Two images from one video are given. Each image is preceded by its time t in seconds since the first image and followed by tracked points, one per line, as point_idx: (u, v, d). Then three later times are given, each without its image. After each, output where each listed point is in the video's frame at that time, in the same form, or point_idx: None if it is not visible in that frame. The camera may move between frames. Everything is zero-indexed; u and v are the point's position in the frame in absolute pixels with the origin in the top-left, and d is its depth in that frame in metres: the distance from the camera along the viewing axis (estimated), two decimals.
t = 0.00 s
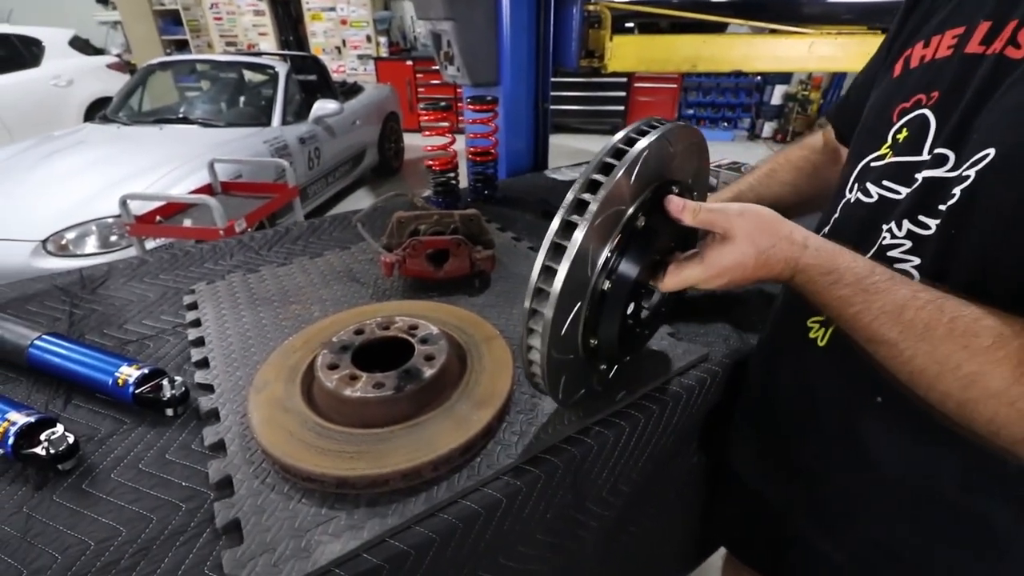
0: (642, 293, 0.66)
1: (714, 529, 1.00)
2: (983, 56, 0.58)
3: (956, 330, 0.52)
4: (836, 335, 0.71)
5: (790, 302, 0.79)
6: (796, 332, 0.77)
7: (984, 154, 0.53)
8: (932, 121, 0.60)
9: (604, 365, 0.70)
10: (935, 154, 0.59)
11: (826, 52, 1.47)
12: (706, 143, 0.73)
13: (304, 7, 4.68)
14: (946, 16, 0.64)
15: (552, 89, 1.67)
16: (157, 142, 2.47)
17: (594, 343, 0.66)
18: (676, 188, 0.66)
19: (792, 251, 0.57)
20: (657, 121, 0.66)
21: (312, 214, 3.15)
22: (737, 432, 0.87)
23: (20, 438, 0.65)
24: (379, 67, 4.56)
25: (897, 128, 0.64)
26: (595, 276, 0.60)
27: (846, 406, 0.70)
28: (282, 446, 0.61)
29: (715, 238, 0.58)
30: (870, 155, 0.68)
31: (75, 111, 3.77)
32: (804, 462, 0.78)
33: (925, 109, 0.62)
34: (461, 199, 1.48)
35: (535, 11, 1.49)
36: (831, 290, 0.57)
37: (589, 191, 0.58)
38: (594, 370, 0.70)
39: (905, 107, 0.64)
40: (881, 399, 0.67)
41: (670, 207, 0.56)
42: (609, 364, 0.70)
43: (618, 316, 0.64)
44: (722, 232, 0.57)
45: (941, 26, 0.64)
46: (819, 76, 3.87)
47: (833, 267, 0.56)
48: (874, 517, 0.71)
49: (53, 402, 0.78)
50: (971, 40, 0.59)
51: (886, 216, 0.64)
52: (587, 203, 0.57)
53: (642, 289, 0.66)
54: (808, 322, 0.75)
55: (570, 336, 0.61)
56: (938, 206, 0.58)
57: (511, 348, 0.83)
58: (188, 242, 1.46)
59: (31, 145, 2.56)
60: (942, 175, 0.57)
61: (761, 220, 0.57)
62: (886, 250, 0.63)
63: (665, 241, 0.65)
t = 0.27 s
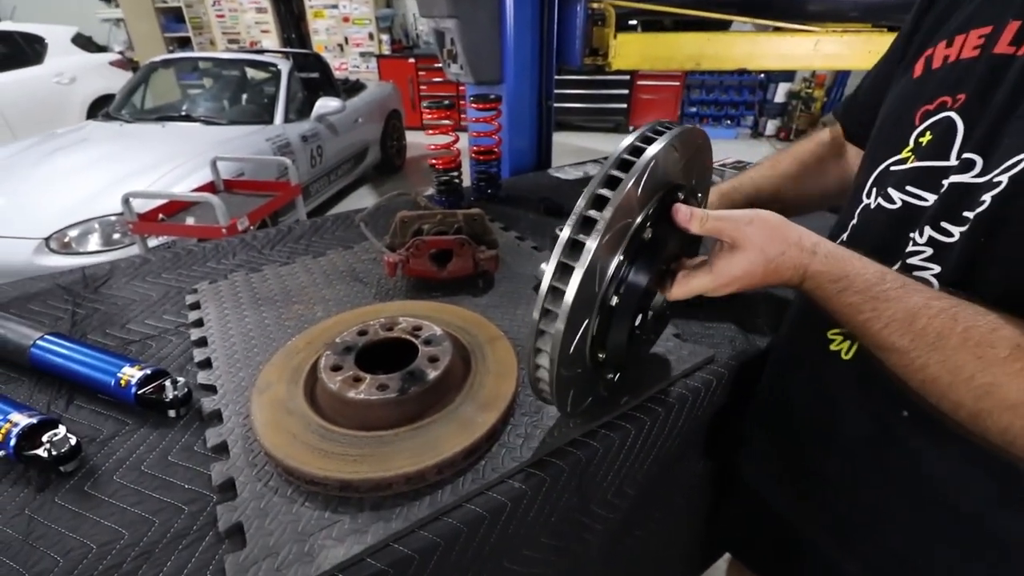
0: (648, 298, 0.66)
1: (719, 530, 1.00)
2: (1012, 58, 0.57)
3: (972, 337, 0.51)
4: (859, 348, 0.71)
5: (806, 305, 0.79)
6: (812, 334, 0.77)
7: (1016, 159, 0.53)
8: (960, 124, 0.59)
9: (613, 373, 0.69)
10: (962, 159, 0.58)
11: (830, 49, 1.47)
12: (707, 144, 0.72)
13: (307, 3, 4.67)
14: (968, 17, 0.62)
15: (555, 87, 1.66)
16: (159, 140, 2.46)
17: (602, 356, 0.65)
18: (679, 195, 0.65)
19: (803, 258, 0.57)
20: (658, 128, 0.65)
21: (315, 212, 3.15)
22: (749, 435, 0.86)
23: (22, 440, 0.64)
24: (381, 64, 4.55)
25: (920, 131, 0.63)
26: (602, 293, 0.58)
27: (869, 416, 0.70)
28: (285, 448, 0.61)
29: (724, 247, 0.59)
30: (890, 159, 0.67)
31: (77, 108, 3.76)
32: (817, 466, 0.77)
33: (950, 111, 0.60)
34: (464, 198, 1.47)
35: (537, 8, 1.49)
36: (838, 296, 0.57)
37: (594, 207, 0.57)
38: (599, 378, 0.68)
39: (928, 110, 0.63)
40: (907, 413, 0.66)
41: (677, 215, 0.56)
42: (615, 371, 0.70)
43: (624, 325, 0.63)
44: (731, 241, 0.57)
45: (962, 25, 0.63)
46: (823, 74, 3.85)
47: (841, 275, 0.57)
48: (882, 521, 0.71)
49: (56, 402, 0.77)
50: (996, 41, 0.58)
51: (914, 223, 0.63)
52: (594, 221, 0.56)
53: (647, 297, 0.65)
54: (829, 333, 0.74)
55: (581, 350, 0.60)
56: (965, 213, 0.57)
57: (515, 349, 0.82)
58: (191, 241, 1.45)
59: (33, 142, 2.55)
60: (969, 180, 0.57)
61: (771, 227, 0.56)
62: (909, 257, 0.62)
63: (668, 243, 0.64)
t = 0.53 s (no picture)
0: (653, 302, 0.65)
1: (725, 531, 0.99)
2: None
3: (969, 339, 0.50)
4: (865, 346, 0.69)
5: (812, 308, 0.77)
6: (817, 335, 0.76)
7: None
8: (983, 120, 0.58)
9: (619, 377, 0.69)
10: (982, 157, 0.56)
11: (836, 46, 1.46)
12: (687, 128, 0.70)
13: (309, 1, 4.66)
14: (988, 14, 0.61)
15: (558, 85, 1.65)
16: (162, 138, 2.46)
17: (613, 365, 0.64)
18: (675, 190, 0.64)
19: (801, 255, 0.56)
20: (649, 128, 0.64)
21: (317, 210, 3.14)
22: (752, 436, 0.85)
23: (22, 440, 0.64)
24: (383, 62, 4.55)
25: (940, 126, 0.62)
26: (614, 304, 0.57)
27: (872, 419, 0.68)
28: (287, 450, 0.60)
29: (722, 246, 0.57)
30: (909, 153, 0.66)
31: (80, 105, 3.76)
32: (822, 469, 0.76)
33: (974, 107, 0.59)
34: (467, 196, 1.46)
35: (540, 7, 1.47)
36: (836, 296, 0.56)
37: (597, 219, 0.55)
38: (609, 386, 0.67)
39: (949, 105, 0.62)
40: (912, 415, 0.64)
41: (676, 216, 0.53)
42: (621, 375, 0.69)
43: (631, 331, 0.63)
44: (730, 241, 0.55)
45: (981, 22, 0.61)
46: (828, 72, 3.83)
47: (839, 272, 0.56)
48: (887, 525, 0.69)
49: (56, 402, 0.77)
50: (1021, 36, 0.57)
51: (927, 220, 0.62)
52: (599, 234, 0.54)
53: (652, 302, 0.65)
54: (835, 331, 0.72)
55: (596, 362, 0.59)
56: (978, 211, 0.56)
57: (519, 349, 0.81)
58: (192, 239, 1.45)
59: (35, 140, 2.55)
60: (987, 179, 0.55)
61: (772, 226, 0.55)
62: (919, 255, 0.61)
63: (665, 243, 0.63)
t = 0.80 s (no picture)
0: (660, 298, 0.65)
1: (728, 531, 0.99)
2: None
3: (980, 338, 0.49)
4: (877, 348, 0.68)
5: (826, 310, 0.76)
6: (831, 337, 0.75)
7: None
8: (1002, 120, 0.57)
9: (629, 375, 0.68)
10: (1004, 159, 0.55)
11: (841, 44, 1.45)
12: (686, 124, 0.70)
13: None
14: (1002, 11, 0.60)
15: (561, 83, 1.64)
16: (163, 135, 2.45)
17: (626, 364, 0.64)
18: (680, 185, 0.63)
19: (810, 254, 0.56)
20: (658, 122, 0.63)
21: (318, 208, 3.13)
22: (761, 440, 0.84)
23: (20, 441, 0.63)
24: (385, 60, 4.54)
25: (961, 129, 0.61)
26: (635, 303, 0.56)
27: (879, 422, 0.68)
28: (288, 452, 0.59)
29: (730, 243, 0.57)
30: (930, 156, 0.64)
31: (82, 103, 3.76)
32: (827, 471, 0.75)
33: (994, 108, 0.58)
34: (469, 194, 1.45)
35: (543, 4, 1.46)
36: (843, 295, 0.56)
37: (617, 216, 0.55)
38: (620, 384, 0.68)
39: (971, 106, 0.61)
40: (922, 417, 0.64)
41: (684, 212, 0.53)
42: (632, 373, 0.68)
43: (639, 328, 0.63)
44: (739, 240, 0.55)
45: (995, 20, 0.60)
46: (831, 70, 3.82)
47: (846, 271, 0.55)
48: (892, 531, 0.68)
49: (54, 402, 0.76)
50: None
51: (945, 223, 0.60)
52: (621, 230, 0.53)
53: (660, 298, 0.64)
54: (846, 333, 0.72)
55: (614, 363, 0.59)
56: (993, 212, 0.54)
57: (522, 349, 0.81)
58: (193, 237, 1.44)
59: (37, 138, 2.54)
60: (1005, 179, 0.54)
61: (782, 225, 0.55)
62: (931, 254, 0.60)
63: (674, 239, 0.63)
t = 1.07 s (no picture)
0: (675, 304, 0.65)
1: (730, 532, 0.98)
2: None
3: (978, 331, 0.49)
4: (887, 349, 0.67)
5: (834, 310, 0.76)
6: (838, 338, 0.74)
7: None
8: (1020, 116, 0.56)
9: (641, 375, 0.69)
10: None
11: (845, 41, 1.42)
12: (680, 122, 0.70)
13: None
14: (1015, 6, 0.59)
15: (563, 80, 1.63)
16: (163, 133, 2.44)
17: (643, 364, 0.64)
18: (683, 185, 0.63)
19: (811, 249, 0.57)
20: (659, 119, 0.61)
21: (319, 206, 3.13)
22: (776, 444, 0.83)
23: (17, 442, 0.63)
24: (386, 58, 4.53)
25: (979, 125, 0.60)
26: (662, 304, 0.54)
27: (884, 424, 0.67)
28: (287, 453, 0.59)
29: (733, 239, 0.59)
30: (945, 154, 0.63)
31: (83, 101, 3.75)
32: (830, 473, 0.74)
33: (1011, 103, 0.57)
34: (470, 193, 1.45)
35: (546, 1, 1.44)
36: (844, 291, 0.56)
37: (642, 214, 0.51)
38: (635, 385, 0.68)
39: (988, 102, 0.60)
40: (928, 416, 0.63)
41: (688, 203, 0.55)
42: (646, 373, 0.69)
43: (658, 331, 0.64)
44: (738, 233, 0.58)
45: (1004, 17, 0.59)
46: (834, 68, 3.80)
47: (845, 266, 0.56)
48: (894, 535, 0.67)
49: (53, 402, 0.76)
50: None
51: (959, 221, 0.59)
52: (654, 228, 0.50)
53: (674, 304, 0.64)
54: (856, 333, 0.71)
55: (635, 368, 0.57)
56: (1004, 206, 0.54)
57: (525, 350, 0.80)
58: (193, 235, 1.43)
59: (38, 136, 2.54)
60: None
61: (783, 220, 0.57)
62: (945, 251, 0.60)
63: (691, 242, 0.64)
